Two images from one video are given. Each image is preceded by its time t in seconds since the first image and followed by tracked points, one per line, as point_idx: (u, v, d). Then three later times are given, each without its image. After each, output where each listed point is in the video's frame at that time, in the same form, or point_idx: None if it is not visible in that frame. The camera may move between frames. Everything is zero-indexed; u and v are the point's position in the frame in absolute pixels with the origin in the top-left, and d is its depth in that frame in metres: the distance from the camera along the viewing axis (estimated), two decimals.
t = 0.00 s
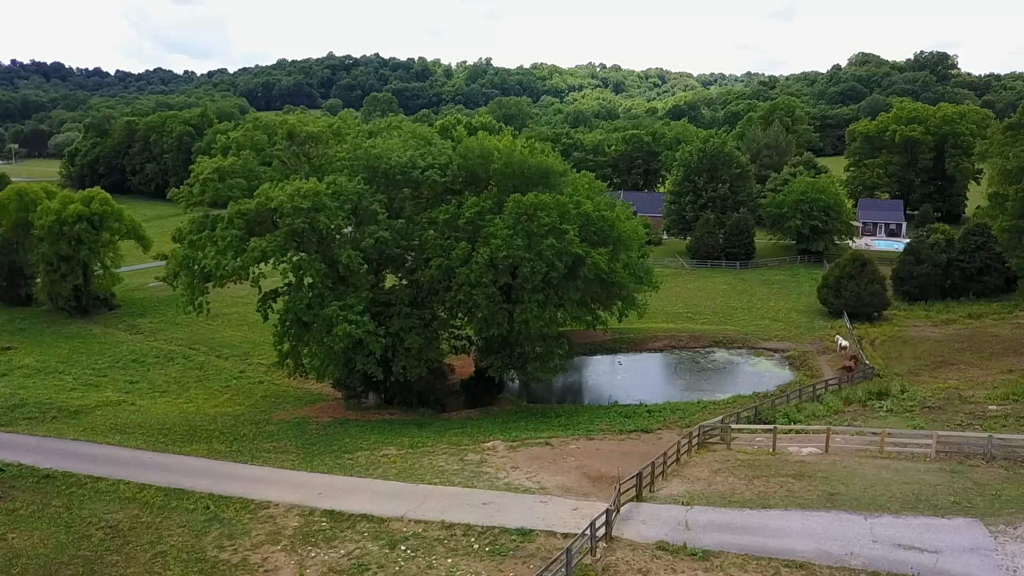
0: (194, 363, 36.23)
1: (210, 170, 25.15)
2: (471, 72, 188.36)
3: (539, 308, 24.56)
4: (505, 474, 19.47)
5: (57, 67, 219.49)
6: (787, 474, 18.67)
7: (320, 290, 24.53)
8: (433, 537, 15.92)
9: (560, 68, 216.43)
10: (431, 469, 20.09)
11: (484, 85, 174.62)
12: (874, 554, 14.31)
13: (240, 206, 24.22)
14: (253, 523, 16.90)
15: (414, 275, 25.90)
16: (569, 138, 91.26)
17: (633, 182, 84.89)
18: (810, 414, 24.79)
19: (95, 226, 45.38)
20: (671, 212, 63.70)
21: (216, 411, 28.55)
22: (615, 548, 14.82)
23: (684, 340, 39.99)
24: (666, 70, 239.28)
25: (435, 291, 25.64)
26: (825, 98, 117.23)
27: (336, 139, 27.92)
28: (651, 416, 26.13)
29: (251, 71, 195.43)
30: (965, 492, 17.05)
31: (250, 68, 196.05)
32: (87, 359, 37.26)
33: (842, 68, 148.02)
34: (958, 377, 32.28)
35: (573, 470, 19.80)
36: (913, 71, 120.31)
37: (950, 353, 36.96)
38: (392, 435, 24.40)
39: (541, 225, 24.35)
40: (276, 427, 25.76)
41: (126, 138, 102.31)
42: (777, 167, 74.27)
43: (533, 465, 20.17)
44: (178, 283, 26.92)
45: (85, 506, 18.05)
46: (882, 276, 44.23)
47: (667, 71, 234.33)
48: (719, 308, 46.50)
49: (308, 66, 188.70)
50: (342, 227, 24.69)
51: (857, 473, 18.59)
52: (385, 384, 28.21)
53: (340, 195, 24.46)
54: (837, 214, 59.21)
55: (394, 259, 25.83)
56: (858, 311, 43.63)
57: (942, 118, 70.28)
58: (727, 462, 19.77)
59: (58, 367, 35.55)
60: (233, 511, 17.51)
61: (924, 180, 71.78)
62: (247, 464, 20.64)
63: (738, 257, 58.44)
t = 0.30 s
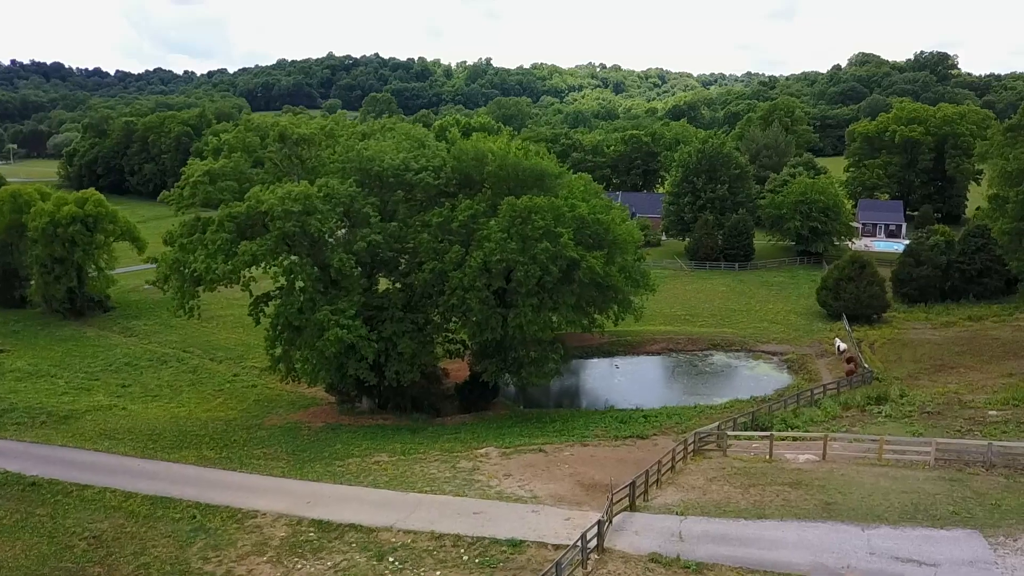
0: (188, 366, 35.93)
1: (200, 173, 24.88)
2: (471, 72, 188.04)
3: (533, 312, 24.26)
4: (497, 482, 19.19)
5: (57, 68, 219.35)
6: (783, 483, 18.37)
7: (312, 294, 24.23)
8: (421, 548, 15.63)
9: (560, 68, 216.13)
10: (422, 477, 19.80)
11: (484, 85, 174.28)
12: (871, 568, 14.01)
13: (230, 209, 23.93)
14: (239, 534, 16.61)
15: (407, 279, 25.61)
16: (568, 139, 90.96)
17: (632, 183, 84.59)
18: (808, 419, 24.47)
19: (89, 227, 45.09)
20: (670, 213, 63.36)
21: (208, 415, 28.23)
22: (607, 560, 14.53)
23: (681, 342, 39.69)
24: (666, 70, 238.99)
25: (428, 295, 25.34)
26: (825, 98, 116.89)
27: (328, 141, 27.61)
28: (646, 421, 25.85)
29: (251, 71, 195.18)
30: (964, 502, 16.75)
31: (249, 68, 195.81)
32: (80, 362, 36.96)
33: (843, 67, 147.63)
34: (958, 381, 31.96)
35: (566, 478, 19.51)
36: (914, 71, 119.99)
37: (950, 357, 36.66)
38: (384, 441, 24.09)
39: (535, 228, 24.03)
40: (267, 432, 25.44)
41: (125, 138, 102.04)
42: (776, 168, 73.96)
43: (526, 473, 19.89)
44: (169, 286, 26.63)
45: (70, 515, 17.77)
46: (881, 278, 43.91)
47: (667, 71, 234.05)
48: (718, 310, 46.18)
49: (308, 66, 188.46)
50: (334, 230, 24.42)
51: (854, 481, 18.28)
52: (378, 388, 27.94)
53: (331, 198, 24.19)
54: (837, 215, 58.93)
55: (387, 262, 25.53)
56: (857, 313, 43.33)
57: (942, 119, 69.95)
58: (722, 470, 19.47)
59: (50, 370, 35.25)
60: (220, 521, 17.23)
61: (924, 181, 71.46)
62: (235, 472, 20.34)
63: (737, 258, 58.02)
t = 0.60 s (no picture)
0: (182, 370, 35.64)
1: (191, 176, 24.58)
2: (471, 72, 187.76)
3: (527, 317, 23.95)
4: (489, 491, 18.88)
5: (58, 68, 219.20)
6: (780, 492, 18.05)
7: (303, 299, 23.94)
8: (410, 560, 15.33)
9: (561, 68, 215.89)
10: (413, 486, 19.48)
11: (485, 85, 173.99)
12: None
13: (221, 212, 23.63)
14: (225, 545, 16.32)
15: (400, 283, 25.29)
16: (567, 140, 90.61)
17: (632, 184, 84.28)
18: (805, 426, 24.13)
19: (84, 230, 44.80)
20: (669, 215, 63.00)
21: (200, 421, 27.94)
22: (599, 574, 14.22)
23: (679, 346, 39.36)
24: (666, 70, 238.76)
25: (422, 300, 25.04)
26: (826, 98, 116.56)
27: (321, 144, 27.29)
28: (643, 427, 25.52)
29: (251, 71, 194.95)
30: (964, 513, 16.42)
31: (250, 68, 195.57)
32: (74, 366, 36.67)
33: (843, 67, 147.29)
34: (958, 386, 31.60)
35: (560, 487, 19.19)
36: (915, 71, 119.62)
37: (951, 360, 36.31)
38: (377, 447, 23.79)
39: (529, 232, 23.70)
40: (258, 438, 25.15)
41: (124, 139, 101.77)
42: (776, 169, 73.62)
43: (519, 482, 19.57)
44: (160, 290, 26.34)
45: (54, 526, 17.48)
46: (882, 281, 43.55)
47: (667, 71, 233.72)
48: (717, 313, 45.85)
49: (308, 66, 188.25)
50: (326, 233, 24.13)
51: (852, 491, 17.95)
52: (372, 394, 27.67)
53: (323, 201, 23.92)
54: (837, 217, 58.60)
55: (380, 266, 25.22)
56: (857, 316, 42.99)
57: (943, 120, 69.60)
58: (718, 479, 19.14)
59: (43, 374, 34.97)
60: (205, 531, 16.93)
61: (925, 182, 71.10)
62: (224, 480, 20.03)
63: (736, 260, 57.71)
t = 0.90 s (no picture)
0: (175, 374, 35.32)
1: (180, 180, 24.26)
2: (472, 72, 187.55)
3: (521, 322, 23.60)
4: (480, 501, 18.56)
5: (59, 68, 219.18)
6: (776, 502, 17.69)
7: (294, 303, 23.62)
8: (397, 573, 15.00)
9: (562, 68, 215.70)
10: (404, 495, 19.14)
11: (485, 85, 173.82)
12: None
13: (210, 216, 23.30)
14: (209, 557, 16.01)
15: (393, 287, 24.95)
16: (567, 140, 90.25)
17: (632, 185, 83.99)
18: (803, 432, 23.77)
19: (78, 232, 44.48)
20: (668, 216, 62.57)
21: (191, 426, 27.61)
22: None
23: (678, 349, 38.98)
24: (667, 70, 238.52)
25: (415, 304, 24.71)
26: (827, 98, 116.16)
27: (314, 146, 26.96)
28: (639, 433, 25.19)
29: (252, 71, 194.85)
30: (965, 525, 16.05)
31: (250, 68, 195.31)
32: (67, 369, 36.36)
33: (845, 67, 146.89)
34: (959, 390, 31.24)
35: (552, 497, 18.85)
36: (916, 71, 119.25)
37: (952, 364, 35.95)
38: (368, 454, 23.44)
39: (523, 236, 23.32)
40: (249, 445, 24.81)
41: (122, 140, 101.47)
42: (777, 170, 73.25)
43: (511, 491, 19.24)
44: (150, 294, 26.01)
45: (35, 536, 17.17)
46: (882, 283, 43.18)
47: (668, 71, 233.29)
48: (716, 316, 45.50)
49: (309, 66, 187.95)
50: (317, 237, 23.80)
51: (851, 502, 17.59)
52: (365, 399, 27.36)
53: (314, 204, 23.60)
54: (837, 218, 58.21)
55: (373, 270, 24.90)
56: (857, 319, 42.64)
57: (944, 120, 69.24)
58: (714, 488, 18.79)
59: (35, 377, 34.66)
60: (190, 543, 16.62)
61: (926, 183, 70.71)
62: (211, 489, 19.70)
63: (736, 262, 57.68)
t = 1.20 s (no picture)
0: (169, 378, 34.99)
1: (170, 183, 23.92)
2: (474, 73, 187.31)
3: (515, 327, 23.22)
4: (471, 511, 18.21)
5: (61, 69, 219.15)
6: (773, 514, 17.32)
7: (285, 309, 23.28)
8: None
9: (564, 68, 215.42)
10: (393, 505, 18.79)
11: (487, 85, 173.62)
12: None
13: (199, 219, 22.93)
14: (192, 570, 15.67)
15: (385, 292, 24.58)
16: (567, 141, 89.88)
17: (632, 186, 83.67)
18: (801, 439, 23.40)
19: (73, 234, 44.13)
20: (668, 217, 62.13)
21: (182, 432, 27.27)
22: None
23: (676, 353, 38.63)
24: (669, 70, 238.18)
25: (408, 309, 24.36)
26: (829, 98, 115.69)
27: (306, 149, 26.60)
28: (635, 440, 24.84)
29: (254, 71, 194.75)
30: (965, 538, 15.66)
31: (252, 68, 195.26)
32: (60, 373, 36.05)
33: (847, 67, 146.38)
34: (961, 395, 30.86)
35: (544, 507, 18.50)
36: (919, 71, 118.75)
37: (953, 368, 35.56)
38: (360, 461, 23.11)
39: (517, 240, 22.96)
40: (240, 451, 24.49)
41: (122, 140, 101.13)
42: (777, 171, 72.86)
43: (503, 501, 18.90)
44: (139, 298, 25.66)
45: (16, 548, 16.84)
46: (883, 286, 42.78)
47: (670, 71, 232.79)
48: (715, 318, 45.10)
49: (310, 66, 187.66)
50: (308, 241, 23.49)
51: (849, 513, 17.21)
52: (358, 405, 27.05)
53: (304, 207, 23.29)
54: (838, 220, 57.76)
55: (366, 274, 24.55)
56: (857, 322, 42.26)
57: (946, 121, 68.80)
58: (710, 499, 18.43)
59: (27, 381, 34.35)
60: (173, 555, 16.28)
61: (928, 184, 70.30)
62: (198, 499, 19.34)
63: (736, 264, 57.28)
